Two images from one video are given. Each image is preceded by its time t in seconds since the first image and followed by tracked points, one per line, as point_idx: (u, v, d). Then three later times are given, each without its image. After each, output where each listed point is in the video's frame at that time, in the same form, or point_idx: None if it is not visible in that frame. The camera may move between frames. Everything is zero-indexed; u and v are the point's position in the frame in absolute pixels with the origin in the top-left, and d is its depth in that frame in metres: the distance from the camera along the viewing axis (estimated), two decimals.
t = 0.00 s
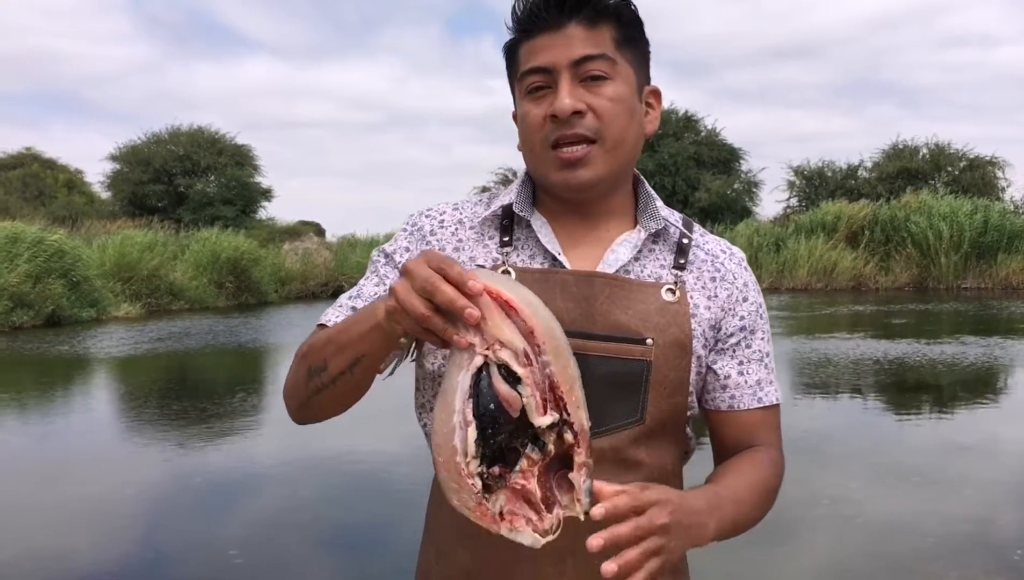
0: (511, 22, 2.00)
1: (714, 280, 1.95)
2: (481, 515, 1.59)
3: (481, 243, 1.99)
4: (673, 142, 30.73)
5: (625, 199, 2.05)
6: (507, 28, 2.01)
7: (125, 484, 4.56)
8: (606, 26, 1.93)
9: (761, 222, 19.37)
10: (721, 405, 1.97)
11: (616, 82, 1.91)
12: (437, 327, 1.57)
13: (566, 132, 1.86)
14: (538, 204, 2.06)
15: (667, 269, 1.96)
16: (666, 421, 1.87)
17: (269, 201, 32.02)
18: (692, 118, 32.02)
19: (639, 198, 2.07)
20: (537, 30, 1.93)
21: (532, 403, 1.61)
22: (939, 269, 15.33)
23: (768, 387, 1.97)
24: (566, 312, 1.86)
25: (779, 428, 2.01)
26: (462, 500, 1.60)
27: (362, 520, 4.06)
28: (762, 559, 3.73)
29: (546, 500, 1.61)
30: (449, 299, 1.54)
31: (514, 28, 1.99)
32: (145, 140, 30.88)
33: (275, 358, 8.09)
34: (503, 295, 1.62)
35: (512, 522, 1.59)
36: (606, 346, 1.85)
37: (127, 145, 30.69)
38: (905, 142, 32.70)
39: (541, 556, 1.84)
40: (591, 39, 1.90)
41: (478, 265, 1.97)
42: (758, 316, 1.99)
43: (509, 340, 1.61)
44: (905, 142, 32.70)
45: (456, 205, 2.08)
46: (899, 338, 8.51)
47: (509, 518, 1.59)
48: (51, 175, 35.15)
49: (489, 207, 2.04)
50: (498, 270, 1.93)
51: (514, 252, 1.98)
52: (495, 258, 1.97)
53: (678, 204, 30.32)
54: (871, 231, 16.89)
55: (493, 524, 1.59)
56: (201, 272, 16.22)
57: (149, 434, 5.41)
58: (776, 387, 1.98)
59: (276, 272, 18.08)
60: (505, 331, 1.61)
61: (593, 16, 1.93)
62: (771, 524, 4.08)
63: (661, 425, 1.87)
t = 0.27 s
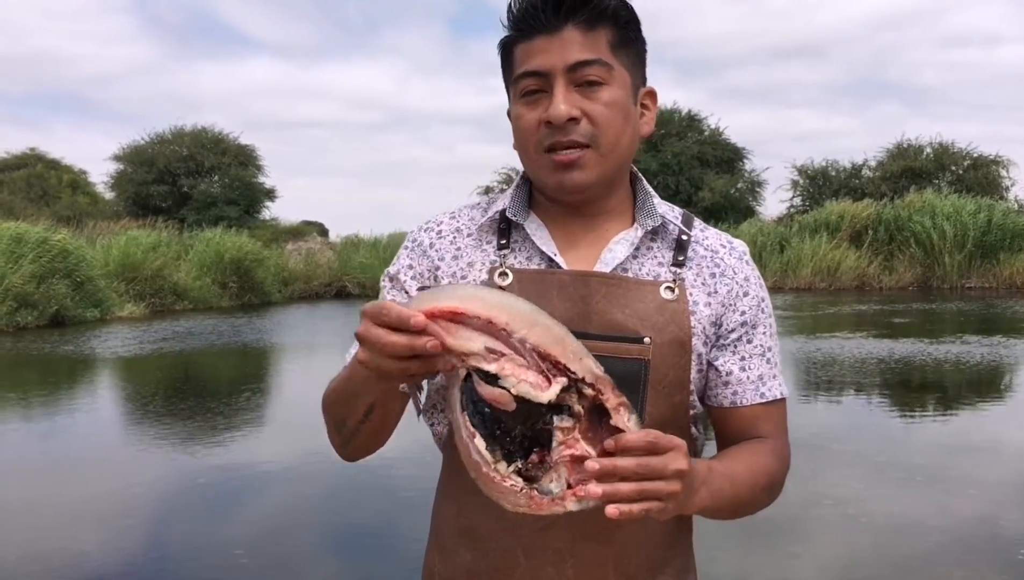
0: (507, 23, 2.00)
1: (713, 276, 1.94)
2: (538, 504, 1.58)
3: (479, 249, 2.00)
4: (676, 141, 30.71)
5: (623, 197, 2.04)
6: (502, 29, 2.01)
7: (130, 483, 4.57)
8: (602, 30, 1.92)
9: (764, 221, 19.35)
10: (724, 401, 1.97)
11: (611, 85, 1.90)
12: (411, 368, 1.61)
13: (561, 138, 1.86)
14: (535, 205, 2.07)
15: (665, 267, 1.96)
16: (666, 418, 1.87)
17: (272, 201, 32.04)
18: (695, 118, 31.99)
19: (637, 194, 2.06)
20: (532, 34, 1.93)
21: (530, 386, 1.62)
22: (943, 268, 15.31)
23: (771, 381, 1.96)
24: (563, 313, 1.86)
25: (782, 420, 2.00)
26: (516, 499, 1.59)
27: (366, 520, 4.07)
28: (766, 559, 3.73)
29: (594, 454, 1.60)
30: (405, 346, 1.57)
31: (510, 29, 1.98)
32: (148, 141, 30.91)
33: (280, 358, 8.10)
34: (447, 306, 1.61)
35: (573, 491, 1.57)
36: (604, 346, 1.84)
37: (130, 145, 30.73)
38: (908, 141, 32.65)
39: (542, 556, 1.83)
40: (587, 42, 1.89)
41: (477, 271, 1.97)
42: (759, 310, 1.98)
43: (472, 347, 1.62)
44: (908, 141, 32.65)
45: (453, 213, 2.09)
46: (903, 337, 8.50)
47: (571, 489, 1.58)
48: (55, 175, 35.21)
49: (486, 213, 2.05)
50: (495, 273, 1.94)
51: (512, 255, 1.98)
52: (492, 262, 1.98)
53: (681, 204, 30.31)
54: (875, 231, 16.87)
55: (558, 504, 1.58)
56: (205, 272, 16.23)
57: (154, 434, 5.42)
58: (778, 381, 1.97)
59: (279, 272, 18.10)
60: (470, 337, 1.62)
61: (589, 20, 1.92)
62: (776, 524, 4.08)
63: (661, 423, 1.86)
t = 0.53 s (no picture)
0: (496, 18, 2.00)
1: (701, 264, 1.95)
2: (603, 528, 1.57)
3: (465, 259, 2.01)
4: (679, 142, 30.70)
5: (606, 194, 2.04)
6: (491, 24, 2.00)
7: (133, 485, 4.58)
8: (593, 29, 1.94)
9: (767, 222, 19.33)
10: (729, 385, 1.91)
11: (603, 82, 1.91)
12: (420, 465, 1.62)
13: (553, 131, 1.85)
14: (517, 208, 2.07)
15: (652, 260, 1.97)
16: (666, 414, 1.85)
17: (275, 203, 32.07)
18: (698, 119, 31.98)
19: (620, 190, 2.08)
20: (524, 28, 1.93)
21: (529, 445, 1.57)
22: (946, 269, 15.29)
23: (774, 361, 1.90)
24: (553, 314, 1.86)
25: (794, 399, 1.93)
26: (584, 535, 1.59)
27: (370, 521, 4.07)
28: (769, 560, 3.72)
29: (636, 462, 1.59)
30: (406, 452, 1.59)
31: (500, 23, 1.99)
32: (151, 143, 30.96)
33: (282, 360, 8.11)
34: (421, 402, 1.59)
35: (631, 505, 1.58)
36: (594, 344, 1.84)
37: (133, 147, 30.79)
38: (911, 142, 32.61)
39: (545, 558, 1.83)
40: (578, 39, 1.91)
41: (464, 280, 1.98)
42: (752, 292, 1.95)
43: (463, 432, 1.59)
44: (911, 142, 32.60)
45: (435, 226, 2.10)
46: (906, 338, 8.49)
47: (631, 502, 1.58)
48: (58, 177, 35.27)
49: (469, 222, 2.07)
50: (484, 279, 1.95)
51: (498, 261, 1.99)
52: (479, 270, 1.98)
53: (684, 205, 30.29)
54: (877, 232, 16.85)
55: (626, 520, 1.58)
56: (208, 274, 16.25)
57: (157, 435, 5.43)
58: (783, 360, 1.91)
59: (282, 274, 18.11)
60: (458, 418, 1.60)
61: (580, 18, 1.94)
62: (778, 525, 4.08)
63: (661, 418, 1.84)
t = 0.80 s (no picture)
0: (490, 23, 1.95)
1: (685, 262, 1.96)
2: (623, 531, 1.55)
3: (450, 269, 2.01)
4: (680, 143, 30.71)
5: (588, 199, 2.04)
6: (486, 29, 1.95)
7: (133, 488, 4.58)
8: (590, 47, 1.93)
9: (768, 223, 19.33)
10: (715, 381, 1.93)
11: (598, 103, 1.92)
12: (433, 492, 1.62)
13: (550, 156, 1.87)
14: (498, 214, 2.06)
15: (637, 261, 1.97)
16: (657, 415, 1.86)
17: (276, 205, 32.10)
18: (699, 120, 32.00)
19: (601, 192, 2.08)
20: (523, 41, 1.90)
21: (535, 467, 1.58)
22: (947, 270, 15.29)
23: (758, 355, 1.92)
24: (543, 320, 1.86)
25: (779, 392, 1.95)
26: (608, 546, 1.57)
27: (371, 523, 4.07)
28: (770, 562, 3.72)
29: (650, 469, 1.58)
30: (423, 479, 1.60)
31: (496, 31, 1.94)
32: (153, 146, 31.01)
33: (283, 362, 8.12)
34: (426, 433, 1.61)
35: (644, 513, 1.56)
36: (584, 347, 1.84)
37: (135, 150, 30.84)
38: (912, 143, 32.59)
39: (542, 564, 1.83)
40: (578, 60, 1.89)
41: (449, 290, 1.98)
42: (736, 288, 1.97)
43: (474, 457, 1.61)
44: (912, 143, 32.59)
45: (419, 237, 2.09)
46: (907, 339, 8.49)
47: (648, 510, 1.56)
48: (60, 181, 35.34)
49: (452, 231, 2.06)
50: (471, 286, 1.94)
51: (483, 268, 1.99)
52: (465, 278, 1.98)
53: (685, 206, 30.30)
54: (878, 233, 16.85)
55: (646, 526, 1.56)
56: (209, 277, 16.28)
57: (158, 437, 5.44)
58: (767, 354, 1.93)
59: (283, 276, 18.13)
60: (466, 444, 1.62)
61: (579, 35, 1.92)
62: (779, 527, 4.07)
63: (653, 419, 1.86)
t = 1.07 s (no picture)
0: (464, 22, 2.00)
1: (677, 264, 1.96)
2: (552, 550, 1.46)
3: (443, 269, 2.01)
4: (682, 145, 30.72)
5: (579, 197, 2.04)
6: (461, 28, 2.00)
7: (135, 490, 4.58)
8: (563, 32, 1.95)
9: (770, 224, 19.33)
10: (699, 389, 1.93)
11: (575, 84, 1.92)
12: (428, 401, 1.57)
13: (527, 131, 1.86)
14: (491, 215, 2.07)
15: (629, 263, 1.97)
16: (652, 419, 1.86)
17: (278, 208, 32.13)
18: (701, 121, 32.01)
19: (592, 192, 2.08)
20: (496, 30, 1.94)
21: (544, 426, 1.53)
22: (950, 270, 15.29)
23: (744, 364, 1.92)
24: (537, 322, 1.86)
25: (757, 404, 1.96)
26: (530, 547, 1.49)
27: (373, 525, 4.07)
28: (772, 563, 3.71)
29: (628, 509, 1.48)
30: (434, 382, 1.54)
31: (469, 28, 1.99)
32: (155, 148, 31.05)
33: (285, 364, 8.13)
34: (471, 341, 1.58)
35: (586, 551, 1.45)
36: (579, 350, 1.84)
37: (137, 153, 30.88)
38: (914, 144, 32.58)
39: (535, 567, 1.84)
40: (549, 42, 1.92)
41: (443, 290, 1.98)
42: (725, 293, 1.97)
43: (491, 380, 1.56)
44: (915, 143, 32.57)
45: (413, 238, 2.10)
46: (909, 340, 8.49)
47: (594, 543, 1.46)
48: (62, 184, 35.43)
49: (445, 231, 2.07)
50: (465, 287, 1.95)
51: (477, 269, 2.00)
52: (458, 279, 1.99)
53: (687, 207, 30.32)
54: (880, 233, 16.84)
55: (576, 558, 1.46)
56: (212, 279, 16.30)
57: (160, 440, 5.44)
58: (752, 362, 1.93)
59: (286, 278, 18.15)
60: (492, 370, 1.57)
61: (550, 21, 1.95)
62: (781, 528, 4.07)
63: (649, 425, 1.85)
